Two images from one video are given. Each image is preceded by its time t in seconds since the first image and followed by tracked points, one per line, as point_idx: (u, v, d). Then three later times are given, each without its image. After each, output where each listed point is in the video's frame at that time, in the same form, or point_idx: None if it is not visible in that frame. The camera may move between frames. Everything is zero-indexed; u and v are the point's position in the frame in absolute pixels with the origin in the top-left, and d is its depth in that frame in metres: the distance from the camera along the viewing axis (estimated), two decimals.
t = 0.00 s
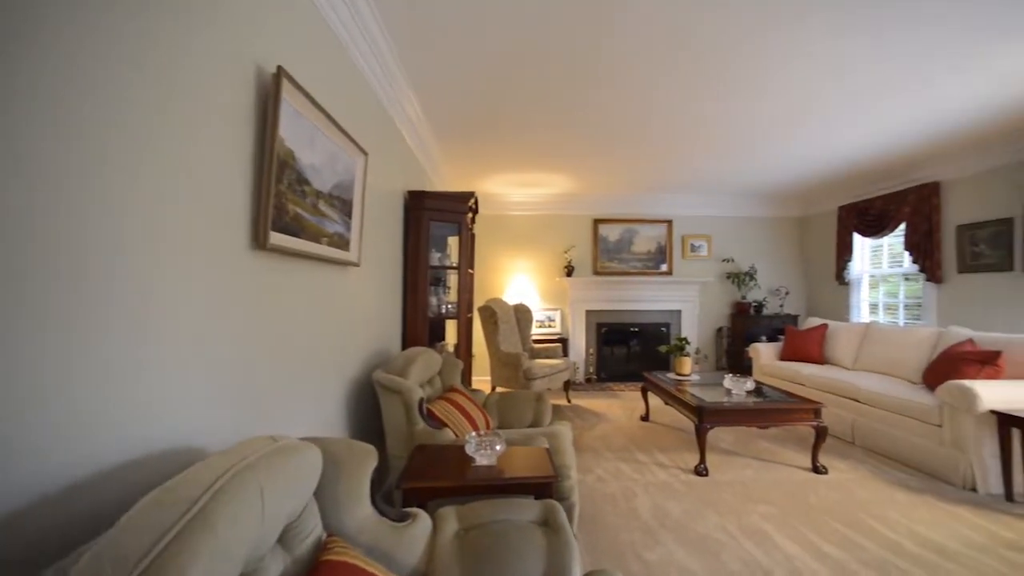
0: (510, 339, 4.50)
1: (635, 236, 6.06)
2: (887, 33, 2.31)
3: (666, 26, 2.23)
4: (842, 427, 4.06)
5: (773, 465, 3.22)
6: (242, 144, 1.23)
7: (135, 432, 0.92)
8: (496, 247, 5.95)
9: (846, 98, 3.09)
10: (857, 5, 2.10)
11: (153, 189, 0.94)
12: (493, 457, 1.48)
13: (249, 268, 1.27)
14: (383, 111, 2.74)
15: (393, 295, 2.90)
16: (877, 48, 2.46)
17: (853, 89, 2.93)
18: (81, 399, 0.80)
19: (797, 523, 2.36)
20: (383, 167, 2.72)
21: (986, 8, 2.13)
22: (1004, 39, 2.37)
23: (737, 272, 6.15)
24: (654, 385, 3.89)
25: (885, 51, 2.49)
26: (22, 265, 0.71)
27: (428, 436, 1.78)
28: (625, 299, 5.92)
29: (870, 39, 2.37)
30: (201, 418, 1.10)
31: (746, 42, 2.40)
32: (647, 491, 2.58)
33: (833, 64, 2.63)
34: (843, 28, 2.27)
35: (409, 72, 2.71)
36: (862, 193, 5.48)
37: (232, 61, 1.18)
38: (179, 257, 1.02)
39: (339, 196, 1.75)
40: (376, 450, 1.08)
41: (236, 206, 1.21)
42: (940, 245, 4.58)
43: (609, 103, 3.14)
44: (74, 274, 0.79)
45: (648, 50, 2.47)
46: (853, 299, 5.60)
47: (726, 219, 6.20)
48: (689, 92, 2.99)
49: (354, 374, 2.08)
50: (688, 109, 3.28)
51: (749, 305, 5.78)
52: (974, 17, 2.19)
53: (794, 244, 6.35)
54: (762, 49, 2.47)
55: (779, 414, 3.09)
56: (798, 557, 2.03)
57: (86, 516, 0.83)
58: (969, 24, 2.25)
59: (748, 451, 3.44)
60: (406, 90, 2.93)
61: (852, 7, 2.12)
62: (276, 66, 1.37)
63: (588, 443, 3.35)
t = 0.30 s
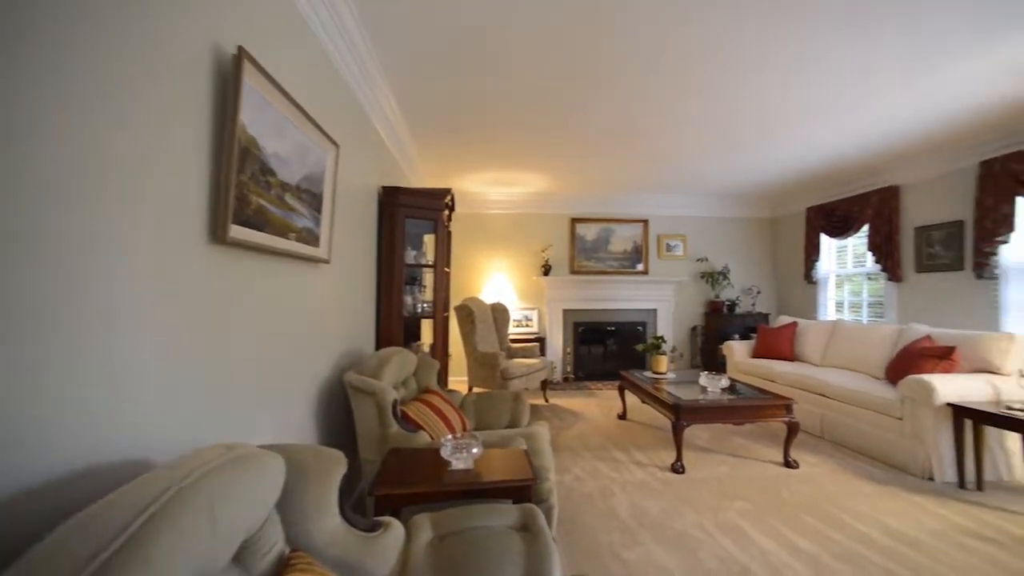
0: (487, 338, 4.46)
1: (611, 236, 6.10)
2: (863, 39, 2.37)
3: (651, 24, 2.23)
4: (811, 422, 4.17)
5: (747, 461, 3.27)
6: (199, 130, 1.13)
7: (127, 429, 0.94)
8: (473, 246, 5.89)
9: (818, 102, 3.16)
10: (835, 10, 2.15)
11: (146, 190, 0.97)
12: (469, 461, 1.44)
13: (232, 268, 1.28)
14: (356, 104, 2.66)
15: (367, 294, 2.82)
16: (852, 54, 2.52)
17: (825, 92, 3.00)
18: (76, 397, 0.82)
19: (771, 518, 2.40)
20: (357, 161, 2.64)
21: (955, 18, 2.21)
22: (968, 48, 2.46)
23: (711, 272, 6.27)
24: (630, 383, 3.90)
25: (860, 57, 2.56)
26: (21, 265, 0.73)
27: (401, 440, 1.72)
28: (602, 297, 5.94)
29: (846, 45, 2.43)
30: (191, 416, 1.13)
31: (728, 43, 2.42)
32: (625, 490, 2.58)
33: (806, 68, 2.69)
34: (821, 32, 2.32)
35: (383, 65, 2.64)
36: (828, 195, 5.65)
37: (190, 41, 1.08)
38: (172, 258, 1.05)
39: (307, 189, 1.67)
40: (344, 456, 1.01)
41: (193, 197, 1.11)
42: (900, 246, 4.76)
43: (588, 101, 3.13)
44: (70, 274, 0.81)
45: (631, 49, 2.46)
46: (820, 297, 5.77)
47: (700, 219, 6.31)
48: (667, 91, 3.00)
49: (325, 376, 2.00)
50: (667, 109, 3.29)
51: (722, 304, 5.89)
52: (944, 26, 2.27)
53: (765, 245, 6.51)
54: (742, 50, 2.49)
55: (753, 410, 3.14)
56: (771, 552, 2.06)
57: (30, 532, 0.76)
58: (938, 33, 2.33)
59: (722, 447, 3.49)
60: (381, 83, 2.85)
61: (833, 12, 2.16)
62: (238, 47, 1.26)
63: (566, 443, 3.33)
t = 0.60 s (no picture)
0: (462, 338, 4.37)
1: (587, 234, 6.08)
2: (836, 42, 2.40)
3: (631, 20, 2.20)
4: (782, 418, 4.23)
5: (722, 458, 3.29)
6: (131, 107, 0.99)
7: (97, 428, 0.93)
8: (447, 244, 5.78)
9: (790, 103, 3.21)
10: (811, 13, 2.16)
11: (106, 188, 0.92)
12: (440, 468, 1.36)
13: (189, 265, 1.21)
14: (323, 94, 2.53)
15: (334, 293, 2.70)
16: (823, 57, 2.56)
17: (797, 93, 3.03)
18: (62, 394, 0.84)
19: (745, 515, 2.40)
20: (324, 153, 2.51)
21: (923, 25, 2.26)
22: (933, 55, 2.54)
23: (684, 271, 6.34)
24: (606, 382, 3.88)
25: (832, 60, 2.60)
26: (22, 264, 0.76)
27: (367, 448, 1.62)
28: (578, 296, 5.92)
29: (820, 47, 2.45)
30: (165, 416, 1.13)
31: (704, 42, 2.41)
32: (602, 491, 2.54)
33: (779, 69, 2.71)
34: (796, 35, 2.34)
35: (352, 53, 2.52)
36: (797, 196, 5.79)
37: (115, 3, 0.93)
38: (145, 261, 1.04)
39: (263, 178, 1.55)
40: (299, 469, 0.94)
41: (123, 184, 0.97)
42: (864, 246, 4.91)
43: (564, 97, 3.09)
44: (60, 275, 0.83)
45: (608, 44, 2.42)
46: (789, 296, 5.91)
47: (674, 219, 6.37)
48: (643, 89, 2.98)
49: (287, 381, 1.89)
50: (644, 107, 3.27)
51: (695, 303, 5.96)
52: (912, 33, 2.32)
53: (737, 244, 6.62)
54: (719, 50, 2.49)
55: (727, 408, 3.15)
56: (747, 550, 2.05)
57: None
58: (906, 39, 2.38)
59: (697, 445, 3.50)
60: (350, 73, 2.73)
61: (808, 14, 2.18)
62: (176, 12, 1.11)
63: (542, 444, 3.28)
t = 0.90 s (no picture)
0: (435, 340, 4.25)
1: (563, 233, 6.05)
2: (809, 46, 2.42)
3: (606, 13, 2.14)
4: (754, 417, 4.28)
5: (697, 458, 3.28)
6: (38, 78, 0.86)
7: None
8: (420, 243, 5.64)
9: (762, 105, 3.23)
10: (785, 16, 2.16)
11: (8, 171, 0.81)
12: (403, 484, 1.27)
13: (122, 264, 1.11)
14: (286, 82, 2.39)
15: (296, 293, 2.54)
16: (795, 61, 2.58)
17: (768, 95, 3.04)
18: None
19: (721, 517, 2.38)
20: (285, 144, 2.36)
21: (890, 32, 2.29)
22: (899, 62, 2.58)
23: (658, 271, 6.38)
24: (582, 383, 3.83)
25: (803, 64, 2.62)
26: None
27: (326, 463, 1.50)
28: (553, 296, 5.88)
29: (793, 50, 2.46)
30: (89, 431, 1.02)
31: (678, 40, 2.38)
32: (577, 496, 2.48)
33: (752, 71, 2.71)
34: (768, 36, 2.33)
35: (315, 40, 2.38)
36: (766, 198, 5.89)
37: None
38: (83, 264, 0.98)
39: (209, 169, 1.41)
40: (239, 496, 0.87)
41: (22, 169, 0.84)
42: (830, 247, 5.02)
43: (539, 93, 3.02)
44: None
45: (582, 38, 2.36)
46: (760, 295, 6.01)
47: (649, 219, 6.41)
48: (617, 88, 2.94)
49: (239, 388, 1.75)
50: (620, 106, 3.24)
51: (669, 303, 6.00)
52: (880, 40, 2.36)
53: (709, 244, 6.70)
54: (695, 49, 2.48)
55: (702, 408, 3.14)
56: (723, 554, 2.02)
57: None
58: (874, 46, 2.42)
59: (672, 445, 3.49)
60: (314, 62, 2.59)
61: (783, 18, 2.18)
62: None
63: (516, 447, 3.20)
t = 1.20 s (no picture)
0: (406, 341, 4.13)
1: (536, 233, 6.01)
2: (782, 47, 2.45)
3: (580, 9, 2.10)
4: (724, 414, 4.34)
5: (670, 457, 3.28)
6: None
7: None
8: (391, 241, 5.49)
9: (732, 107, 3.27)
10: (757, 17, 2.17)
11: None
12: (368, 497, 1.18)
13: (43, 258, 0.99)
14: (245, 68, 2.24)
15: (255, 292, 2.39)
16: (768, 62, 2.61)
17: (739, 96, 3.08)
18: None
19: (695, 516, 2.37)
20: (245, 134, 2.22)
21: (861, 35, 2.35)
22: (867, 65, 2.66)
23: (631, 271, 6.43)
24: (555, 383, 3.80)
25: (775, 65, 2.66)
26: None
27: (283, 477, 1.39)
28: (527, 296, 5.83)
29: (763, 53, 2.49)
30: None
31: (652, 39, 2.37)
32: (552, 500, 2.43)
33: (723, 73, 2.73)
34: (739, 37, 2.35)
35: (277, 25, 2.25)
36: (735, 200, 6.02)
37: None
38: None
39: (148, 153, 1.28)
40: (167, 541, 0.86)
41: None
42: (795, 248, 5.15)
43: (515, 91, 2.97)
44: None
45: (557, 34, 2.31)
46: (728, 295, 6.13)
47: (621, 219, 6.45)
48: (592, 86, 2.91)
49: (187, 395, 1.61)
50: (595, 105, 3.22)
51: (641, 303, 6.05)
52: (849, 43, 2.41)
53: (679, 245, 6.80)
54: (672, 49, 2.48)
55: (675, 407, 3.15)
56: (699, 554, 2.00)
57: None
58: (844, 49, 2.47)
59: (645, 445, 3.49)
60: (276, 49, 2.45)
61: (759, 17, 2.19)
62: None
63: (490, 450, 3.13)
